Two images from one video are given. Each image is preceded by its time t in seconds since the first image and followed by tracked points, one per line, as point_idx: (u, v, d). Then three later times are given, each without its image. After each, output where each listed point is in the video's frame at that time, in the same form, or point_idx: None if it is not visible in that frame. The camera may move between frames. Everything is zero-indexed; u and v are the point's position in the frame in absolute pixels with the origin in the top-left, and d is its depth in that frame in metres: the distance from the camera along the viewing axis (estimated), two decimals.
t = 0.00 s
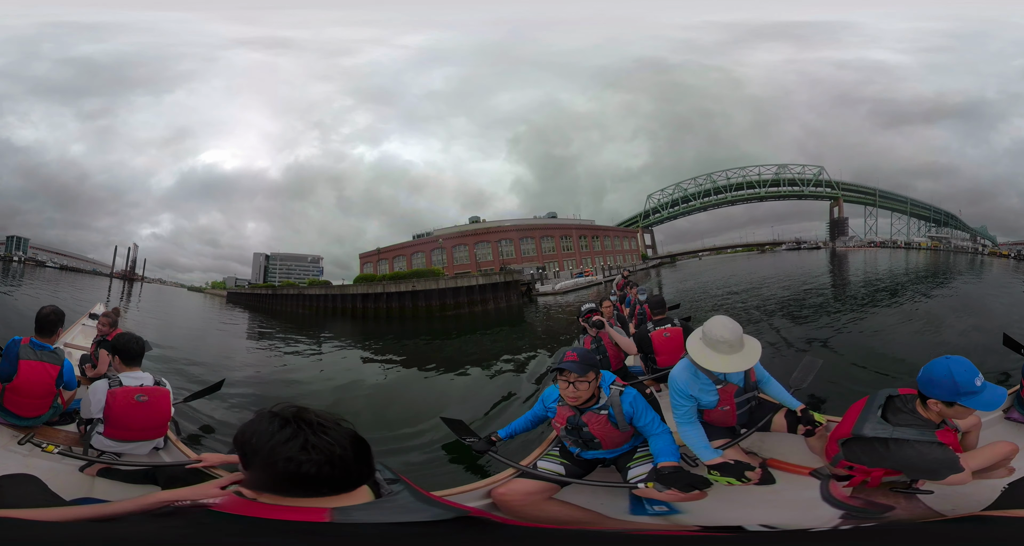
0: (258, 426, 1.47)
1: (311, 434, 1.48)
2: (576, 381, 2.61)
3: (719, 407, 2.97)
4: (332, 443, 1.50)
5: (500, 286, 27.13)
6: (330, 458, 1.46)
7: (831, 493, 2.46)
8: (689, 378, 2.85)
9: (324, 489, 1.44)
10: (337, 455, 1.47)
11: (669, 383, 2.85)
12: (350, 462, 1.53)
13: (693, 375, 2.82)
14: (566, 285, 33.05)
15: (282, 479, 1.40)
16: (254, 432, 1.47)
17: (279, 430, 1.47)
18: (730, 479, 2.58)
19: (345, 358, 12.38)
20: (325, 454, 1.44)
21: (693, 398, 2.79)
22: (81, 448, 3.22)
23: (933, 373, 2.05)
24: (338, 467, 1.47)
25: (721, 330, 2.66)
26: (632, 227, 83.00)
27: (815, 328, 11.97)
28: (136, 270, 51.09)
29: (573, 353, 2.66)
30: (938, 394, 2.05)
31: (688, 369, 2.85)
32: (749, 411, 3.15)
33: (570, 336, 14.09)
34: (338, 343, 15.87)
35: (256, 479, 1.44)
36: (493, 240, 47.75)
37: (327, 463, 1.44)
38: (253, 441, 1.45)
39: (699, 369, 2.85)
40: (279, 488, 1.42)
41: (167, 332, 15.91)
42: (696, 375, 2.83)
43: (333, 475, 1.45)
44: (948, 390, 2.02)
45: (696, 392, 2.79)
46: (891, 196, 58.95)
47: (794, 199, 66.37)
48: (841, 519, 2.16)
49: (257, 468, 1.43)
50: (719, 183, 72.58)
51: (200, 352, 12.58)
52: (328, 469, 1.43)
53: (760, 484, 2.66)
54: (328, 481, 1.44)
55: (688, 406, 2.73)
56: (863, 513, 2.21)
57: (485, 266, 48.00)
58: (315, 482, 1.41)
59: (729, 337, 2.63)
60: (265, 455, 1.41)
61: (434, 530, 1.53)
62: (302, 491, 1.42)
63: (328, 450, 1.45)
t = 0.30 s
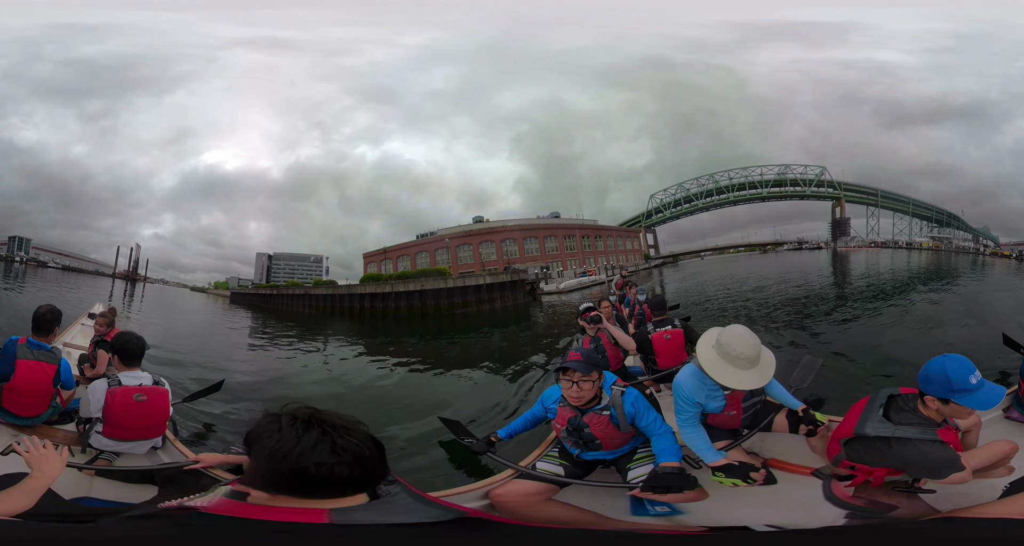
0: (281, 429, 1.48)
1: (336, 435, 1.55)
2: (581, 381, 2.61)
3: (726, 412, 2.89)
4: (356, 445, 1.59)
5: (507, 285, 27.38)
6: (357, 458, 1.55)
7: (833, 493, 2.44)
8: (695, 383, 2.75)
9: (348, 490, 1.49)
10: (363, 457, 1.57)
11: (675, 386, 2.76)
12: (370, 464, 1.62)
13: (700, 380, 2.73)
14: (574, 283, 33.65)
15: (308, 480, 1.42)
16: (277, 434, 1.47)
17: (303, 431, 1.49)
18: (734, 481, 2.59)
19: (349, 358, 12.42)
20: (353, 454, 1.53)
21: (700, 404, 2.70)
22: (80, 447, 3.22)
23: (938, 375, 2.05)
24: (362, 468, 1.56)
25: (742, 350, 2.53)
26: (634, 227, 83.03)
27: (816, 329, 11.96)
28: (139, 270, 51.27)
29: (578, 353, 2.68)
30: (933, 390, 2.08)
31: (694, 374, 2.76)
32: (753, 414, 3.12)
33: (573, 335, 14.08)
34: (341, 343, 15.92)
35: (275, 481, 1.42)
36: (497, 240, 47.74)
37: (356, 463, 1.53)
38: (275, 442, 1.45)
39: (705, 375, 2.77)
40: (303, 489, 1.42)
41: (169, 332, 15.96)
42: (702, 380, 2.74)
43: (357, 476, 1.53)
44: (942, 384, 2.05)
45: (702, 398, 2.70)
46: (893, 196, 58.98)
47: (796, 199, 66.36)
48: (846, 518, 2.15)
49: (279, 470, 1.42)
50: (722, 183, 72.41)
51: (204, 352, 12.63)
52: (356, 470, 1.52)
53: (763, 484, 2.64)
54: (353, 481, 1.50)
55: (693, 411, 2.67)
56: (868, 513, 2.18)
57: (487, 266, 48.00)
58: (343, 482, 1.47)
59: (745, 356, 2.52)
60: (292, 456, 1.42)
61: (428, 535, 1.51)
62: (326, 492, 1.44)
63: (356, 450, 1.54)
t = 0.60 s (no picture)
0: (288, 426, 1.45)
1: (341, 435, 1.52)
2: (582, 383, 2.61)
3: (729, 417, 2.88)
4: (359, 445, 1.55)
5: (510, 284, 27.46)
6: (361, 458, 1.51)
7: (833, 493, 2.44)
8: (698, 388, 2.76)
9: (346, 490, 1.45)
10: (366, 456, 1.52)
11: (676, 389, 2.78)
12: (371, 464, 1.57)
13: (703, 386, 2.73)
14: (576, 282, 33.76)
15: (310, 477, 1.38)
16: (283, 432, 1.43)
17: (311, 430, 1.46)
18: (735, 482, 2.58)
19: (353, 358, 12.46)
20: (357, 454, 1.49)
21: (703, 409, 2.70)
22: (80, 447, 3.22)
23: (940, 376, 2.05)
24: (364, 469, 1.51)
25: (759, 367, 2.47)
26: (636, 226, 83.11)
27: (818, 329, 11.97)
28: (141, 271, 51.33)
29: (578, 356, 2.65)
30: (935, 392, 2.07)
31: (697, 380, 2.76)
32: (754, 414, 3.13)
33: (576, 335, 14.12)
34: (345, 342, 15.97)
35: (276, 479, 1.38)
36: (500, 240, 47.80)
37: (359, 462, 1.49)
38: (281, 439, 1.41)
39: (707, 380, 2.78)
40: (303, 486, 1.38)
41: (171, 333, 15.98)
42: (705, 386, 2.74)
43: (356, 476, 1.48)
44: (940, 384, 2.05)
45: (705, 404, 2.70)
46: (895, 196, 58.95)
47: (798, 199, 66.31)
48: (848, 518, 2.15)
49: (281, 467, 1.37)
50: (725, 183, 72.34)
51: (207, 353, 12.65)
52: (358, 469, 1.48)
53: (765, 484, 2.63)
54: (352, 482, 1.46)
55: (695, 415, 2.67)
56: (868, 513, 2.18)
57: (490, 266, 48.09)
58: (343, 482, 1.42)
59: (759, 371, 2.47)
60: (298, 454, 1.38)
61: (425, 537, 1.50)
62: (326, 490, 1.41)
63: (360, 450, 1.51)
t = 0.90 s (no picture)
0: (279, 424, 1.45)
1: (330, 435, 1.50)
2: (582, 389, 2.58)
3: (730, 419, 2.88)
4: (348, 444, 1.53)
5: (512, 284, 27.47)
6: (348, 457, 1.49)
7: (833, 492, 2.44)
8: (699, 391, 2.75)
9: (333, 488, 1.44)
10: (353, 456, 1.50)
11: (676, 390, 2.79)
12: (359, 464, 1.54)
13: (703, 389, 2.73)
14: (578, 282, 33.76)
15: (297, 475, 1.37)
16: (276, 429, 1.44)
17: (302, 428, 1.45)
18: (734, 482, 2.57)
19: (356, 357, 12.52)
20: (344, 453, 1.47)
21: (703, 411, 2.71)
22: (78, 447, 3.21)
23: (933, 379, 2.05)
24: (350, 468, 1.48)
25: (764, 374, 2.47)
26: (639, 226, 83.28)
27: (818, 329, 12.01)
28: (143, 271, 51.36)
29: (577, 360, 2.59)
30: (934, 393, 2.06)
31: (698, 383, 2.76)
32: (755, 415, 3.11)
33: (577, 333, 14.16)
34: (348, 342, 16.02)
35: (267, 475, 1.38)
36: (504, 240, 47.93)
37: (347, 461, 1.47)
38: (273, 436, 1.42)
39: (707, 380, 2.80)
40: (291, 484, 1.38)
41: (173, 333, 16.00)
42: (706, 389, 2.74)
43: (342, 475, 1.46)
44: (937, 386, 2.04)
45: (706, 407, 2.70)
46: (897, 196, 58.89)
47: (799, 199, 66.23)
48: (849, 517, 2.14)
49: (271, 464, 1.38)
50: (727, 183, 72.36)
51: (209, 353, 12.65)
52: (344, 468, 1.45)
53: (766, 483, 2.63)
54: (337, 480, 1.44)
55: (696, 416, 2.66)
56: (868, 512, 2.17)
57: (493, 266, 48.21)
58: (328, 480, 1.40)
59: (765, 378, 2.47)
60: (287, 452, 1.37)
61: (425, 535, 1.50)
62: (311, 488, 1.39)
63: (348, 449, 1.48)
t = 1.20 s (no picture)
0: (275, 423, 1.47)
1: (322, 437, 1.48)
2: (584, 394, 2.54)
3: (728, 419, 2.87)
4: (340, 447, 1.49)
5: (515, 284, 27.61)
6: (339, 460, 1.46)
7: (833, 493, 2.43)
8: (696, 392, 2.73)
9: (320, 490, 1.41)
10: (343, 459, 1.47)
11: (675, 390, 2.78)
12: (350, 466, 1.51)
13: (701, 389, 2.71)
14: (582, 282, 33.81)
15: (285, 476, 1.37)
16: (268, 429, 1.45)
17: (294, 429, 1.45)
18: (732, 483, 2.55)
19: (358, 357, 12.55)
20: (334, 456, 1.44)
21: (701, 411, 2.71)
22: (78, 446, 3.22)
23: (928, 377, 2.05)
24: (339, 470, 1.46)
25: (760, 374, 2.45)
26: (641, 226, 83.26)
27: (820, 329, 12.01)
28: (146, 272, 51.45)
29: (579, 365, 2.55)
30: (935, 392, 2.05)
31: (695, 383, 2.74)
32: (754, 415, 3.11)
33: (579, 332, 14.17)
34: (350, 342, 16.04)
35: (258, 473, 1.39)
36: (508, 240, 47.95)
37: (336, 464, 1.44)
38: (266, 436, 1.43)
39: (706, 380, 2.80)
40: (281, 484, 1.38)
41: (175, 333, 16.01)
42: (704, 389, 2.71)
43: (331, 478, 1.44)
44: (934, 385, 2.04)
45: (704, 408, 2.68)
46: (899, 196, 58.84)
47: (801, 199, 66.13)
48: (850, 518, 2.13)
49: (262, 464, 1.39)
50: (730, 183, 72.23)
51: (212, 353, 12.66)
52: (333, 470, 1.43)
53: (766, 484, 2.62)
54: (326, 483, 1.42)
55: (694, 416, 2.67)
56: (870, 513, 2.16)
57: (497, 265, 48.29)
58: (316, 482, 1.38)
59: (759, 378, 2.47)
60: (275, 451, 1.38)
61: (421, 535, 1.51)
62: (299, 490, 1.38)
63: (338, 452, 1.45)
